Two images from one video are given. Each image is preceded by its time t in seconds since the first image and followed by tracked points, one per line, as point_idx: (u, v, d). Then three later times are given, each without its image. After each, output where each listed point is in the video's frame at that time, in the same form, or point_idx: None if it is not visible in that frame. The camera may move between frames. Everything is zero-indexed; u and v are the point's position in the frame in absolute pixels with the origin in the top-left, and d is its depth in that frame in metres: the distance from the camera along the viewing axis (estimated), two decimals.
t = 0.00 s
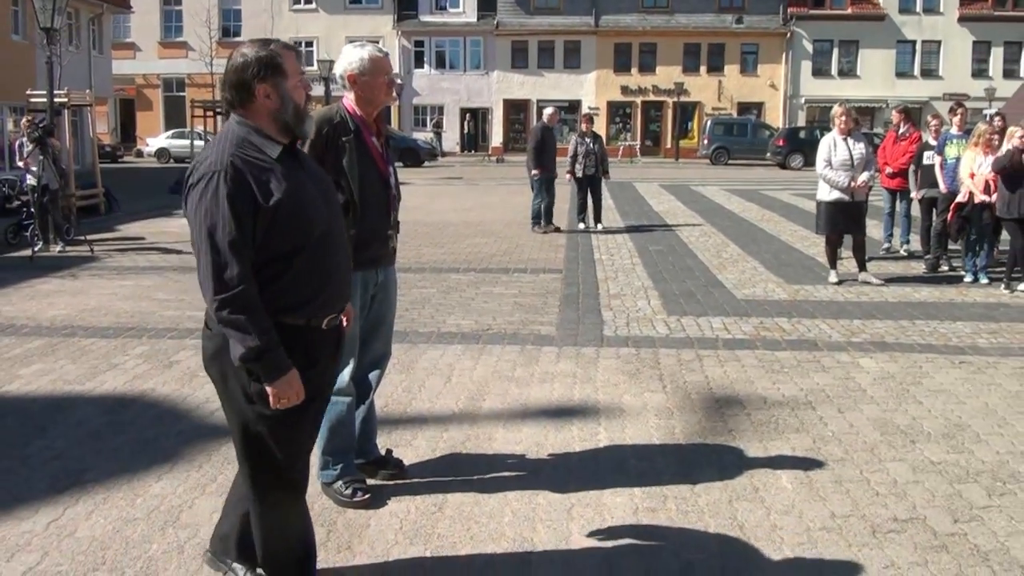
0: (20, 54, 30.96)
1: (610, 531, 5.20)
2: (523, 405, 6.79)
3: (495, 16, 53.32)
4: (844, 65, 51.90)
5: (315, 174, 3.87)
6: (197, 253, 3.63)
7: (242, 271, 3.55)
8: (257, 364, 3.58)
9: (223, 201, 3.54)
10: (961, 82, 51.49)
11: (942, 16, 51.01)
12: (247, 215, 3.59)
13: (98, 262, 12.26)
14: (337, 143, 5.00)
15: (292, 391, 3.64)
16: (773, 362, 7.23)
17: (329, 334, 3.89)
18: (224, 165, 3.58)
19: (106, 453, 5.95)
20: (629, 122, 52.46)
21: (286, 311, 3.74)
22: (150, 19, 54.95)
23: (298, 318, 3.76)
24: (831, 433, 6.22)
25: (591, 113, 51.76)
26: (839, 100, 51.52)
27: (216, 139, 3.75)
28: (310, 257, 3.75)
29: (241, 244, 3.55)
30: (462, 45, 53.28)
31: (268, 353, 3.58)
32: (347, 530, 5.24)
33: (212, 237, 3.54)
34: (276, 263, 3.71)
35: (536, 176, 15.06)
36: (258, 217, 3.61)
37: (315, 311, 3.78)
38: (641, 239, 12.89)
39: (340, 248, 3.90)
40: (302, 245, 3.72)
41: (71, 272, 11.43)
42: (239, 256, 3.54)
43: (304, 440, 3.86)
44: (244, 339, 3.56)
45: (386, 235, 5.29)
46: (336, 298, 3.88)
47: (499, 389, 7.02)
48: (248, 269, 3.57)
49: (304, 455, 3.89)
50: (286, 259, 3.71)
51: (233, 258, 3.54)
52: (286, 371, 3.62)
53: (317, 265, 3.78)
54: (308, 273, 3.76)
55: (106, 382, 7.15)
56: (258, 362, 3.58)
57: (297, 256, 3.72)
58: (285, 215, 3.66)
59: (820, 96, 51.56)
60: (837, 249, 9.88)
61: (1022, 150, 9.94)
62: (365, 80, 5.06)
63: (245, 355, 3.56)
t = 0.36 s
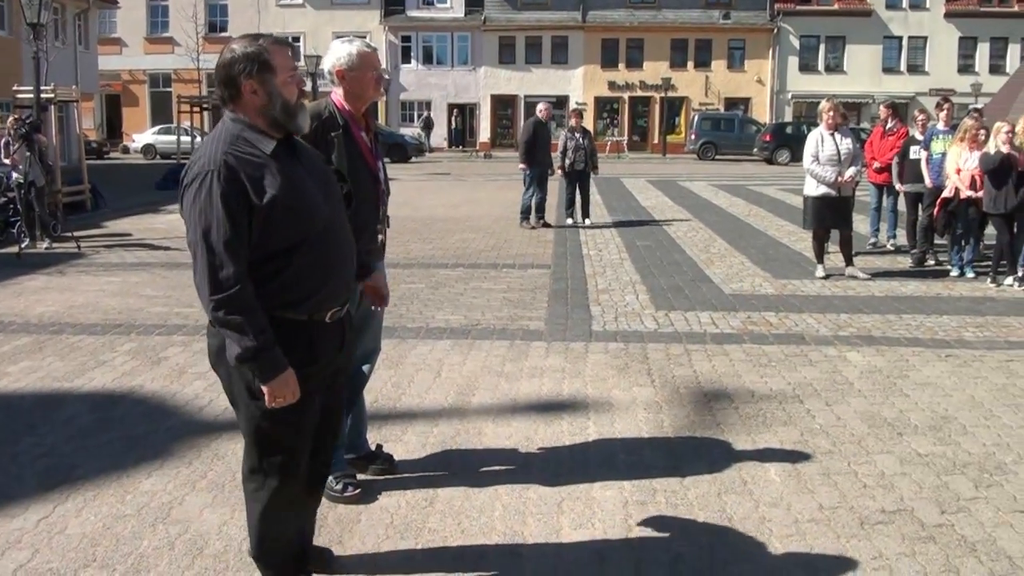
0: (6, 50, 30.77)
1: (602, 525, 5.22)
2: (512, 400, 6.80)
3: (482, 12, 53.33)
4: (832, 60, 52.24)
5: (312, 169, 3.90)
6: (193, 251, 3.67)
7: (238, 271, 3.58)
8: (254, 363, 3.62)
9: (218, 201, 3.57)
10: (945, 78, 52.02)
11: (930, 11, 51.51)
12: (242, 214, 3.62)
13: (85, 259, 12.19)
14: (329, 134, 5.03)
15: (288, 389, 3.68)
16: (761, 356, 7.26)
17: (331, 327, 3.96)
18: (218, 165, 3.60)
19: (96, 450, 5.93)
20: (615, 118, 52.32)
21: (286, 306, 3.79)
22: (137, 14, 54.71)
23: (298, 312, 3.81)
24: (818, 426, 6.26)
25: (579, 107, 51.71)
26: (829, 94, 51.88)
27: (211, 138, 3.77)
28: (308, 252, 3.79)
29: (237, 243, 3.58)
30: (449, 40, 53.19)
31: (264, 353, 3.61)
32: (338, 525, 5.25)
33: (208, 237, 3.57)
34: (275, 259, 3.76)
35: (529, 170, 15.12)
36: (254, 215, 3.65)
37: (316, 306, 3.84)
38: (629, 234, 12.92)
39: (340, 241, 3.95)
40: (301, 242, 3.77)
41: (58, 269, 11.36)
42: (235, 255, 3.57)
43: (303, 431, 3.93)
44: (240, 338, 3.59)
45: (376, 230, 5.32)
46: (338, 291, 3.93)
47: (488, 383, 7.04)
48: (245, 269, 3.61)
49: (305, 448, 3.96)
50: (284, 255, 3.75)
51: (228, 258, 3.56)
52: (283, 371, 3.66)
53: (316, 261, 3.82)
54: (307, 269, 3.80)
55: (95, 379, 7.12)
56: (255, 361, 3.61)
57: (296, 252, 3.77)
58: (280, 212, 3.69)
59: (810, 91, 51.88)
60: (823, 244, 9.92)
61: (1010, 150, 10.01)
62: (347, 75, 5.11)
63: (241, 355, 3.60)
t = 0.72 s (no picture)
0: None
1: (578, 517, 5.23)
2: (483, 393, 6.78)
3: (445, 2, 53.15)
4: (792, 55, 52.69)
5: (291, 157, 3.91)
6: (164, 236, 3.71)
7: (197, 253, 3.59)
8: (212, 343, 3.62)
9: (181, 184, 3.60)
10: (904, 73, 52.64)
11: (889, 7, 52.05)
12: (205, 196, 3.65)
13: (45, 251, 11.90)
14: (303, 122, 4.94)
15: (243, 374, 3.67)
16: (728, 348, 7.33)
17: (311, 314, 3.95)
18: (183, 150, 3.64)
19: (61, 446, 5.79)
20: (578, 110, 52.53)
21: (260, 291, 3.81)
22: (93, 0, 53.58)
23: (274, 298, 3.83)
24: (786, 417, 6.33)
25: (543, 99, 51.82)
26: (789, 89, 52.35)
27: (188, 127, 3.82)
28: (280, 237, 3.80)
29: (197, 225, 3.59)
30: (411, 31, 53.18)
31: (221, 333, 3.62)
32: (312, 520, 5.20)
33: (171, 220, 3.60)
34: (246, 244, 3.78)
35: (496, 159, 15.11)
36: (217, 199, 3.67)
37: (294, 290, 3.84)
38: (593, 227, 12.98)
39: (319, 228, 3.94)
40: (272, 226, 3.77)
41: (17, 261, 11.08)
42: (196, 236, 3.59)
43: (279, 418, 3.91)
44: (194, 319, 3.58)
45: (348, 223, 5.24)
46: (317, 278, 3.92)
47: (458, 376, 7.01)
48: (207, 250, 3.62)
49: (289, 438, 3.94)
50: (255, 241, 3.77)
51: (189, 239, 3.58)
52: (240, 353, 3.65)
53: (288, 245, 3.83)
54: (277, 253, 3.81)
55: (59, 373, 6.95)
56: (213, 342, 3.61)
57: (266, 236, 3.77)
58: (245, 195, 3.70)
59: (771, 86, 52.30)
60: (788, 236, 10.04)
61: (973, 147, 10.11)
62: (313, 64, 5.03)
63: (199, 336, 3.60)
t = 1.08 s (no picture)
0: None
1: (552, 508, 5.25)
2: (449, 387, 6.76)
3: None
4: (741, 49, 53.16)
5: (264, 146, 3.82)
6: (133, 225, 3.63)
7: (163, 239, 3.52)
8: (176, 328, 3.54)
9: (149, 171, 3.53)
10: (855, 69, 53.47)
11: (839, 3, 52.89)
12: (172, 184, 3.56)
13: None
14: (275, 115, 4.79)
15: (207, 359, 3.58)
16: (689, 339, 7.42)
17: (282, 302, 3.86)
18: (153, 139, 3.57)
19: (23, 448, 5.63)
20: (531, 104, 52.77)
21: (229, 279, 3.73)
22: None
23: (242, 286, 3.74)
24: (750, 407, 6.42)
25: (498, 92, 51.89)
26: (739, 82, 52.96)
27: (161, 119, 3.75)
28: (248, 224, 3.71)
29: (164, 211, 3.52)
30: (363, 22, 52.88)
31: (185, 318, 3.54)
32: (283, 517, 5.14)
33: (138, 207, 3.53)
34: (215, 232, 3.70)
35: (449, 150, 15.41)
36: (183, 185, 3.58)
37: (262, 279, 3.76)
38: (550, 220, 13.04)
39: (290, 214, 3.85)
40: (241, 214, 3.69)
41: None
42: (161, 223, 3.51)
43: (248, 408, 3.81)
44: (158, 304, 3.50)
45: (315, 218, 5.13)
46: (286, 267, 3.83)
47: (423, 371, 6.98)
48: (172, 236, 3.54)
49: (260, 428, 3.85)
50: (222, 228, 3.69)
51: (155, 225, 3.51)
52: (203, 338, 3.57)
53: (256, 232, 3.74)
54: (246, 241, 3.72)
55: (16, 373, 6.76)
56: (176, 327, 3.53)
57: (233, 223, 3.69)
58: (213, 183, 3.61)
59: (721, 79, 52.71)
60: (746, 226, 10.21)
61: (925, 141, 10.45)
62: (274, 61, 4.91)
63: (163, 321, 3.52)
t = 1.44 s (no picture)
0: None
1: (522, 502, 5.23)
2: (412, 385, 6.75)
3: None
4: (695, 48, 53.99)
5: (234, 141, 3.79)
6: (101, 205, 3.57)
7: (130, 220, 3.46)
8: (136, 310, 3.46)
9: (122, 151, 3.48)
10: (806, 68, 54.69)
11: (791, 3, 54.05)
12: (144, 167, 3.51)
13: None
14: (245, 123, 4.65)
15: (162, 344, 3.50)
16: (649, 335, 7.52)
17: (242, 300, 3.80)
18: (127, 121, 3.53)
19: None
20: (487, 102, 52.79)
21: (191, 270, 3.67)
22: None
23: (202, 278, 3.69)
24: (711, 401, 6.46)
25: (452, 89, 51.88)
26: (695, 80, 53.57)
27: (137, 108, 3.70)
28: (212, 216, 3.67)
29: (133, 192, 3.47)
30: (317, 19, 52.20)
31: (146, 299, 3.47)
32: (248, 518, 5.04)
33: (108, 186, 3.47)
34: (179, 221, 3.64)
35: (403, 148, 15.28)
36: (155, 169, 3.53)
37: (222, 272, 3.70)
38: (508, 219, 13.20)
39: (253, 213, 3.81)
40: (205, 204, 3.65)
41: None
42: (130, 203, 3.46)
43: (205, 402, 3.75)
44: (121, 282, 3.44)
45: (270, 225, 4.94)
46: (247, 262, 3.78)
47: (385, 370, 6.96)
48: (140, 218, 3.49)
49: (219, 423, 3.78)
50: (186, 217, 3.64)
51: (123, 205, 3.45)
52: (160, 322, 3.49)
53: (221, 224, 3.69)
54: (210, 232, 3.67)
55: None
56: (135, 309, 3.45)
57: (199, 213, 3.64)
58: (181, 170, 3.57)
59: (676, 78, 53.26)
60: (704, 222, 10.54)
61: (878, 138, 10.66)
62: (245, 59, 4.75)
63: (122, 301, 3.45)
